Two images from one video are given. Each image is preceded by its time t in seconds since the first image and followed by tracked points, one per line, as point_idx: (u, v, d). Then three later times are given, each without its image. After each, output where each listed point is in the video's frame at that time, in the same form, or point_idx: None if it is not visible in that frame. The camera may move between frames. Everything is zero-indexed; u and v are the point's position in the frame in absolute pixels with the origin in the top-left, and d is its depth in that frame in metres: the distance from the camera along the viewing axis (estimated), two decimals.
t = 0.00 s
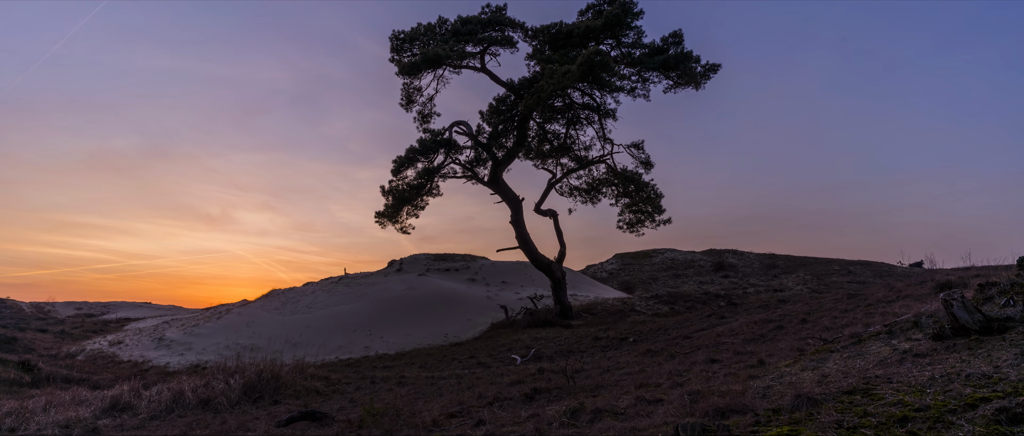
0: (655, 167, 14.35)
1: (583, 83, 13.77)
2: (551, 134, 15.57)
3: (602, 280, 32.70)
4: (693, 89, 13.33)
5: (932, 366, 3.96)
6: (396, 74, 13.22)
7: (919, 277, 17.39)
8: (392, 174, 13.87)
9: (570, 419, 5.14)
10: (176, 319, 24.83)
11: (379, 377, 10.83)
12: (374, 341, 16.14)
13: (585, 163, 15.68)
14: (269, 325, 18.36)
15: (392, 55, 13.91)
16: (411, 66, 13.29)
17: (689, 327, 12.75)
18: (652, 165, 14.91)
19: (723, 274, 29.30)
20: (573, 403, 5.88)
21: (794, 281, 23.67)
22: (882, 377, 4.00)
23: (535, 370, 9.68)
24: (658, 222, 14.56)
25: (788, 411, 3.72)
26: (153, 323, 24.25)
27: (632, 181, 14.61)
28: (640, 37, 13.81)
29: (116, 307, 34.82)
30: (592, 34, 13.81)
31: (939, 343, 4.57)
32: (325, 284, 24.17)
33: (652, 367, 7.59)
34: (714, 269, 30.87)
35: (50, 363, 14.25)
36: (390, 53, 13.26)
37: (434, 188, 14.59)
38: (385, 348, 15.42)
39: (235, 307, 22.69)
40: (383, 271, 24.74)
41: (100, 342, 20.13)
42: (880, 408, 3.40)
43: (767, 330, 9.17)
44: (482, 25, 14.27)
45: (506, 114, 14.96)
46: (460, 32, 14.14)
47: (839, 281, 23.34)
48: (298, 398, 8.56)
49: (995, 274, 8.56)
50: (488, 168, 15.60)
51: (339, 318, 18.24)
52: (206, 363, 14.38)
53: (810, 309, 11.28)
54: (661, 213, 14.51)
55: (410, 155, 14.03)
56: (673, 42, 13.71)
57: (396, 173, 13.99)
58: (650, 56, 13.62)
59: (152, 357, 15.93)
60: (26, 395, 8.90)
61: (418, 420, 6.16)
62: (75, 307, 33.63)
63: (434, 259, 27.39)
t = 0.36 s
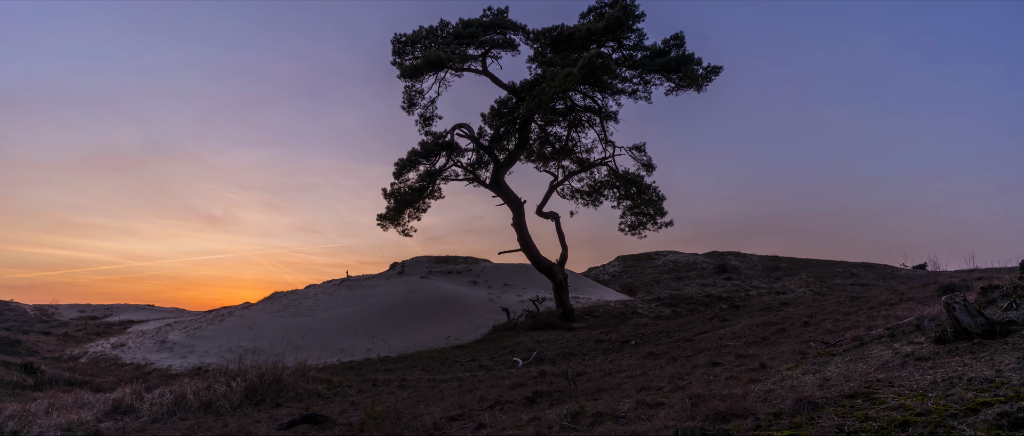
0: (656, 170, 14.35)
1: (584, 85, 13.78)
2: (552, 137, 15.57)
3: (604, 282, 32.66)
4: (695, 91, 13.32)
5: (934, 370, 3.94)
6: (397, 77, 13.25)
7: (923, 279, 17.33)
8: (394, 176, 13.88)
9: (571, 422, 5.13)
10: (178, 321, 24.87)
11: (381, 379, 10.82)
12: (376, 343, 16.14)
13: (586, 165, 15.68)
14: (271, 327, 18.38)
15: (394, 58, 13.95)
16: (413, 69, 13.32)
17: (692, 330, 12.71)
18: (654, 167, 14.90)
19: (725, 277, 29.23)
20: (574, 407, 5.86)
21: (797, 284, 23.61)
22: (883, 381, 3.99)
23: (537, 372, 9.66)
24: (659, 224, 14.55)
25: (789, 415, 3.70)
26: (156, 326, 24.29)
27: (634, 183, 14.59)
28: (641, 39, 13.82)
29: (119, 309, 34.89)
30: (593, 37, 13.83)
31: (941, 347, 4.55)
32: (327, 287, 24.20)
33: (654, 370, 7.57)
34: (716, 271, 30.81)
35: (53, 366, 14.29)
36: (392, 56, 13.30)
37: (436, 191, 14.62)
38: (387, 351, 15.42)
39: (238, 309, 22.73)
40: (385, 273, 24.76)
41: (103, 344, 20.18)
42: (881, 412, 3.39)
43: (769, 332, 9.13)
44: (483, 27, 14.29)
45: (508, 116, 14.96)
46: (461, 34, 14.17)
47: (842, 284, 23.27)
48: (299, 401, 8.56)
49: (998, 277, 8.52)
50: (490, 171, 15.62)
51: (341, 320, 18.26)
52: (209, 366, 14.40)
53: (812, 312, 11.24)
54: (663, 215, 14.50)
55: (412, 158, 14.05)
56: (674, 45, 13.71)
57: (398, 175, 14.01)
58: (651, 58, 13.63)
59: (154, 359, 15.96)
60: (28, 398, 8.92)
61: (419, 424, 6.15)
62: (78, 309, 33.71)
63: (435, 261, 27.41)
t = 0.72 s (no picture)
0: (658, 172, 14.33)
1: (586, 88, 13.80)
2: (554, 139, 15.57)
3: (606, 285, 32.61)
4: (697, 93, 13.32)
5: (937, 374, 3.92)
6: (399, 80, 13.28)
7: (926, 282, 17.28)
8: (396, 179, 13.90)
9: (572, 426, 5.13)
10: (181, 323, 24.93)
11: (383, 382, 10.82)
12: (378, 346, 16.13)
13: (588, 168, 15.68)
14: (273, 330, 18.40)
15: (396, 61, 13.98)
16: (415, 72, 13.35)
17: (694, 332, 12.68)
18: (656, 170, 14.88)
19: (728, 279, 29.17)
20: (575, 411, 5.86)
21: (799, 286, 23.53)
22: (886, 384, 3.97)
23: (538, 375, 9.65)
24: (661, 226, 14.53)
25: (790, 419, 3.69)
26: (158, 328, 24.33)
27: (636, 186, 14.58)
28: (643, 42, 13.83)
29: (123, 312, 35.00)
30: (595, 40, 13.85)
31: (943, 350, 4.53)
32: (330, 289, 24.22)
33: (656, 374, 7.56)
34: (719, 273, 30.74)
35: (56, 368, 14.33)
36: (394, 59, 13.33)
37: (438, 193, 14.63)
38: (389, 353, 15.42)
39: (240, 311, 22.77)
40: (387, 276, 24.79)
41: (106, 347, 20.22)
42: (882, 416, 3.38)
43: (771, 335, 9.11)
44: (485, 30, 14.32)
45: (510, 119, 14.97)
46: (463, 37, 14.20)
47: (845, 286, 23.19)
48: (301, 404, 8.56)
49: (1001, 279, 8.48)
50: (492, 174, 15.63)
51: (343, 323, 18.27)
52: (211, 369, 14.42)
53: (815, 315, 11.19)
54: (665, 217, 14.48)
55: (414, 161, 14.07)
56: (676, 47, 13.72)
57: (400, 178, 14.03)
58: (652, 61, 13.63)
59: (157, 362, 15.99)
60: (30, 401, 8.94)
61: (420, 427, 6.15)
62: (82, 312, 33.81)
63: (438, 264, 27.42)
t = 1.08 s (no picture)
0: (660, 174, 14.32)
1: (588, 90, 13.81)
2: (556, 141, 15.58)
3: (608, 287, 32.57)
4: (698, 95, 13.31)
5: (938, 378, 3.91)
6: (401, 82, 13.30)
7: (929, 283, 17.21)
8: (398, 181, 13.91)
9: (573, 429, 5.12)
10: (184, 326, 24.95)
11: (385, 385, 10.81)
12: (379, 348, 16.13)
13: (590, 170, 15.68)
14: (275, 332, 18.41)
15: (397, 64, 14.01)
16: (416, 74, 13.37)
17: (696, 335, 12.65)
18: (657, 172, 14.88)
19: (730, 281, 29.11)
20: (576, 414, 5.86)
21: (802, 288, 23.48)
22: (887, 388, 3.96)
23: (540, 378, 9.64)
24: (663, 228, 14.52)
25: (791, 422, 3.68)
26: (161, 331, 24.37)
27: (637, 188, 14.57)
28: (645, 44, 13.83)
29: (125, 314, 35.05)
30: (597, 42, 13.86)
31: (945, 354, 4.52)
32: (331, 292, 24.23)
33: (657, 376, 7.54)
34: (721, 275, 30.68)
35: (59, 371, 14.35)
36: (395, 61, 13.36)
37: (439, 196, 14.64)
38: (391, 356, 15.41)
39: (242, 314, 22.79)
40: (389, 278, 24.81)
41: (109, 349, 20.25)
42: (884, 420, 3.36)
43: (773, 338, 9.09)
44: (486, 33, 14.34)
45: (511, 121, 14.97)
46: (464, 40, 14.23)
47: (848, 288, 23.12)
48: (302, 406, 8.57)
49: (1003, 281, 8.45)
50: (493, 176, 15.66)
51: (345, 325, 18.26)
52: (213, 371, 14.43)
53: (817, 317, 11.15)
54: (667, 220, 14.47)
55: (416, 163, 14.09)
56: (678, 49, 13.72)
57: (402, 180, 14.04)
58: (654, 63, 13.64)
59: (159, 364, 16.01)
60: (33, 403, 8.95)
61: (421, 430, 6.16)
62: (85, 314, 33.89)
63: (439, 266, 27.42)
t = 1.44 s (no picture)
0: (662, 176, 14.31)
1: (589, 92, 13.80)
2: (557, 143, 15.58)
3: (610, 289, 32.53)
4: (700, 97, 13.30)
5: (940, 381, 3.89)
6: (402, 85, 13.32)
7: (932, 286, 17.17)
8: (399, 183, 13.92)
9: (573, 432, 5.11)
10: (186, 328, 24.95)
11: (386, 387, 10.79)
12: (381, 350, 16.13)
13: (591, 172, 15.68)
14: (277, 334, 18.41)
15: (398, 66, 14.04)
16: (418, 77, 13.38)
17: (697, 337, 12.62)
18: (659, 174, 14.87)
19: (732, 283, 29.07)
20: (576, 417, 5.85)
21: (804, 290, 23.42)
22: (889, 391, 3.94)
23: (541, 380, 9.63)
24: (665, 230, 14.51)
25: (792, 426, 3.67)
26: (163, 333, 24.39)
27: (639, 190, 14.56)
28: (646, 46, 13.83)
29: (127, 316, 35.07)
30: (598, 44, 13.86)
31: (947, 356, 4.51)
32: (333, 294, 24.23)
33: (659, 379, 7.53)
34: (723, 277, 30.62)
35: (61, 373, 14.37)
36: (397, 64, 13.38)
37: (441, 198, 14.65)
38: (392, 358, 15.40)
39: (244, 316, 22.79)
40: (390, 280, 24.80)
41: (110, 351, 20.25)
42: (886, 423, 3.35)
43: (775, 340, 9.07)
44: (488, 35, 14.35)
45: (512, 123, 14.97)
46: (466, 42, 14.25)
47: (850, 290, 23.06)
48: (304, 409, 8.57)
49: (1006, 283, 8.42)
50: (495, 178, 15.67)
51: (346, 327, 18.25)
52: (214, 373, 14.44)
53: (819, 320, 11.11)
54: (668, 222, 14.45)
55: (417, 165, 14.10)
56: (679, 51, 13.72)
57: (404, 183, 14.05)
58: (655, 65, 13.64)
59: (161, 366, 16.03)
60: (35, 405, 8.96)
61: (422, 432, 6.16)
62: (87, 316, 33.91)
63: (441, 268, 27.41)
